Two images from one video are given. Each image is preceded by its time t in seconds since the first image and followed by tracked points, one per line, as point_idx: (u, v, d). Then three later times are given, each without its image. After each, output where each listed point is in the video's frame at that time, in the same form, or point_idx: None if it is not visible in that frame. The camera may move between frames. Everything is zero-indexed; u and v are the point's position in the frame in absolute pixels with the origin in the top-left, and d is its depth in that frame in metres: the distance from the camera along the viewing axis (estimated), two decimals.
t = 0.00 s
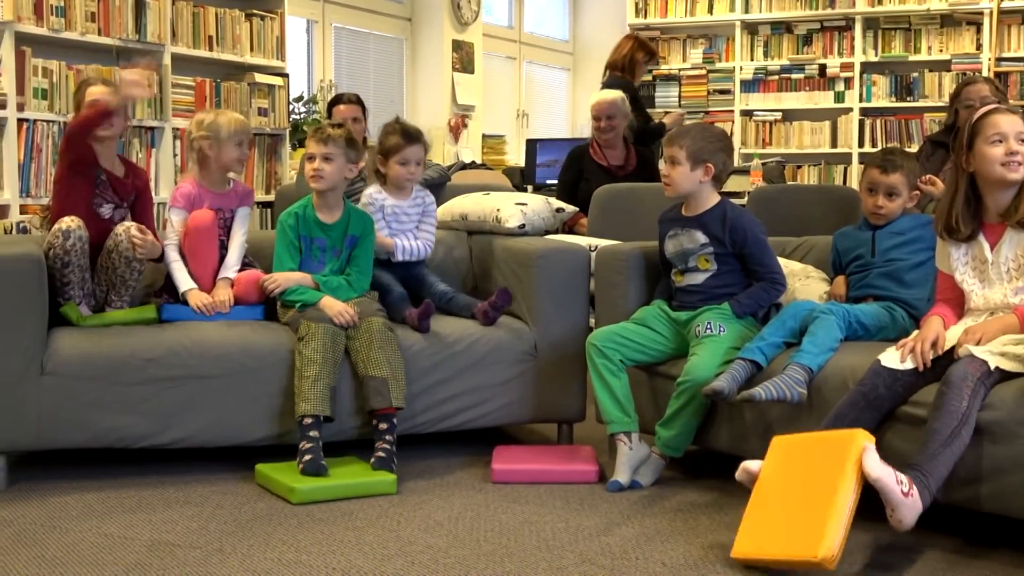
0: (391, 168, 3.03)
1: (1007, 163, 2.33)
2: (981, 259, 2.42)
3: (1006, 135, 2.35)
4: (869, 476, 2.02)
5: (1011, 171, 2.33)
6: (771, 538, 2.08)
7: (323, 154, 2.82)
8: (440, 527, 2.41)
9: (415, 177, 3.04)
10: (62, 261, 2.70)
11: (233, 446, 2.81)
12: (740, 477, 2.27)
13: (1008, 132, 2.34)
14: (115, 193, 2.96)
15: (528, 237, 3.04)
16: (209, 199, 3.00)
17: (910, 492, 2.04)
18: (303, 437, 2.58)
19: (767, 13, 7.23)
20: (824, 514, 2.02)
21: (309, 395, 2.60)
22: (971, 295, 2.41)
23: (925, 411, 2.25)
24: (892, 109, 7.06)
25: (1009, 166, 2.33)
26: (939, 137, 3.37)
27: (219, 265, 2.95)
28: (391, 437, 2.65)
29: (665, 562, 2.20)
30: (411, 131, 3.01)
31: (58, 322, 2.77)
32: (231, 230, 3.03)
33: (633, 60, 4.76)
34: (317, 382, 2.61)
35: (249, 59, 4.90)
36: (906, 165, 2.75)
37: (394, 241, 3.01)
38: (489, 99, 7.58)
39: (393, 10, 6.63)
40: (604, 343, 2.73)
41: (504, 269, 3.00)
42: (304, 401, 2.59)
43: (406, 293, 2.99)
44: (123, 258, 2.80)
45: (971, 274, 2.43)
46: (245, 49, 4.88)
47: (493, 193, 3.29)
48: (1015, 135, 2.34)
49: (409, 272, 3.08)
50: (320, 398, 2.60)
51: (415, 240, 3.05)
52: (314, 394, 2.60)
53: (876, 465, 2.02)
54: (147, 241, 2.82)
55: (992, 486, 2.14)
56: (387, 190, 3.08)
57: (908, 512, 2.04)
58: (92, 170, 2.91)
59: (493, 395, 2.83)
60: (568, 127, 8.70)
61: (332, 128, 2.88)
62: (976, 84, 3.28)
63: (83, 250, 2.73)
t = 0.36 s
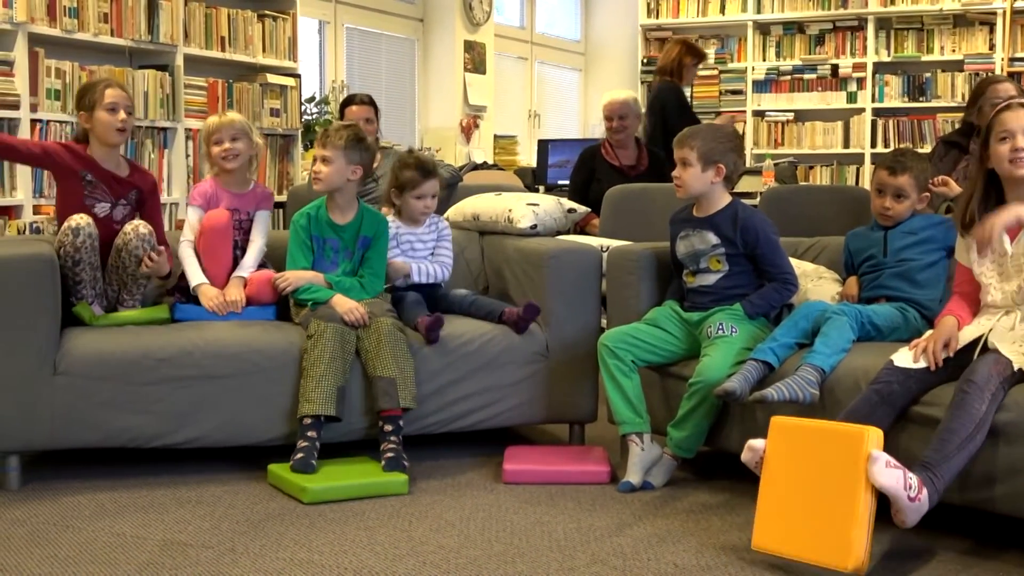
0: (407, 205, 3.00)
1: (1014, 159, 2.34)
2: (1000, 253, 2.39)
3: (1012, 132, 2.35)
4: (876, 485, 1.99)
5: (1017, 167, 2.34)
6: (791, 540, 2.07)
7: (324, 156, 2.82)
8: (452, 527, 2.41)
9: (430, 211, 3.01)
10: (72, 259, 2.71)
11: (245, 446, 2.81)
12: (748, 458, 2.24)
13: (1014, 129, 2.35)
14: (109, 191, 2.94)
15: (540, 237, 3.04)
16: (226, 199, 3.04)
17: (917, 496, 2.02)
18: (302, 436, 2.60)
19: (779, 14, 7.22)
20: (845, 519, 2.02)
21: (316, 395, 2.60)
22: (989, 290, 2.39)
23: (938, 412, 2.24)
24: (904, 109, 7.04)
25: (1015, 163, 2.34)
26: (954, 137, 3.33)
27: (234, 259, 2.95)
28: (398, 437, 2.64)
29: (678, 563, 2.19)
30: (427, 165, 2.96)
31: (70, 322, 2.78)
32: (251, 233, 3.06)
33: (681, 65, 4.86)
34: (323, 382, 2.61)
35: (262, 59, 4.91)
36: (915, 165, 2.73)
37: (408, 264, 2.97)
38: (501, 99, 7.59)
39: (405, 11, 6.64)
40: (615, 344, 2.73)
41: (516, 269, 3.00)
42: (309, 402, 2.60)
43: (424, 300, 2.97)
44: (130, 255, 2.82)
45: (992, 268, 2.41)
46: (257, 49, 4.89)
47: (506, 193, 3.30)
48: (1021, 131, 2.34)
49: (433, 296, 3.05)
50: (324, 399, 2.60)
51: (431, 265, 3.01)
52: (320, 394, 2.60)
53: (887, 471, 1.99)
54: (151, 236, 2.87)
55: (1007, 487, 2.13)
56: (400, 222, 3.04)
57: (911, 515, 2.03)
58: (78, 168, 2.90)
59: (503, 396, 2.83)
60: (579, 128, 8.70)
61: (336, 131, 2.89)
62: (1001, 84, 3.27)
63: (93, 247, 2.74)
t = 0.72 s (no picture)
0: (420, 207, 3.00)
1: None
2: (1018, 248, 2.36)
3: None
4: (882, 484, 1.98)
5: None
6: (795, 532, 2.08)
7: (340, 161, 2.83)
8: (466, 528, 2.41)
9: (444, 214, 3.01)
10: (88, 259, 2.72)
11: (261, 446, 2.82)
12: (754, 443, 2.24)
13: None
14: (99, 195, 2.95)
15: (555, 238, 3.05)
16: (245, 200, 3.05)
17: (923, 497, 2.00)
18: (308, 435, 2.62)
19: (795, 14, 7.21)
20: (849, 515, 2.01)
21: (327, 396, 2.61)
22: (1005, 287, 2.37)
23: (953, 413, 2.24)
24: (921, 110, 7.01)
25: None
26: (970, 137, 3.32)
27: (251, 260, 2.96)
28: (416, 437, 2.65)
29: (693, 563, 2.19)
30: (438, 167, 2.97)
31: (87, 322, 2.80)
32: (270, 234, 3.07)
33: (743, 63, 4.38)
34: (336, 383, 2.62)
35: (277, 60, 4.92)
36: (930, 166, 2.71)
37: (424, 275, 2.97)
38: (516, 100, 7.59)
39: (420, 12, 6.64)
40: (630, 345, 2.73)
41: (530, 270, 3.01)
42: (319, 401, 2.61)
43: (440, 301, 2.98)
44: (159, 243, 2.84)
45: (1007, 262, 2.38)
46: (272, 51, 4.90)
47: (520, 193, 3.30)
48: None
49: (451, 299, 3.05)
50: (339, 403, 2.61)
51: (447, 274, 3.02)
52: (331, 394, 2.61)
53: (891, 471, 1.97)
54: (178, 221, 2.87)
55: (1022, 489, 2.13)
56: (416, 229, 3.04)
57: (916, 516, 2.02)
58: (63, 179, 2.91)
59: (517, 396, 2.83)
60: (594, 129, 8.68)
61: (350, 134, 2.89)
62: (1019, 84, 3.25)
63: (107, 248, 2.75)
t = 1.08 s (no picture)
0: (435, 209, 3.01)
1: None
2: None
3: None
4: (898, 452, 1.98)
5: None
6: (811, 510, 2.04)
7: (358, 159, 2.84)
8: (482, 527, 2.41)
9: (458, 216, 3.02)
10: (104, 261, 2.72)
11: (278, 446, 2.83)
12: (775, 437, 2.21)
13: None
14: (127, 195, 2.96)
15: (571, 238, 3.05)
16: (260, 200, 3.06)
17: (938, 469, 2.01)
18: (321, 435, 2.59)
19: (812, 14, 7.19)
20: (868, 487, 1.99)
21: (340, 394, 2.61)
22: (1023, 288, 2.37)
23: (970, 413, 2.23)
24: (938, 110, 6.96)
25: None
26: (990, 134, 3.30)
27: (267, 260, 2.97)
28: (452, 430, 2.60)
29: (709, 564, 2.19)
30: (453, 169, 2.98)
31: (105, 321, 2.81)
32: (287, 234, 3.07)
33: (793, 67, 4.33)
34: (350, 382, 2.62)
35: (294, 61, 4.93)
36: (949, 166, 2.69)
37: (441, 277, 2.98)
38: (531, 100, 7.59)
39: (437, 12, 6.65)
40: (646, 345, 2.72)
41: (547, 269, 3.01)
42: (332, 399, 2.61)
43: (456, 301, 2.98)
44: (181, 243, 2.85)
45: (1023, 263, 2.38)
46: (290, 51, 4.91)
47: (536, 193, 3.31)
48: None
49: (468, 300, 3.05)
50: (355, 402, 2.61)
51: (463, 276, 3.02)
52: (343, 393, 2.61)
53: (908, 440, 1.98)
54: (199, 222, 2.88)
55: None
56: (431, 230, 3.05)
57: (930, 488, 2.02)
58: (95, 176, 2.92)
59: (534, 396, 2.84)
60: (611, 129, 8.68)
61: (368, 133, 2.90)
62: None
63: (123, 249, 2.74)
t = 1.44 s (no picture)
0: (450, 209, 3.01)
1: None
2: None
3: None
4: (907, 483, 1.96)
5: None
6: (822, 529, 2.07)
7: (377, 160, 2.84)
8: (498, 527, 2.41)
9: (474, 216, 3.02)
10: (118, 263, 2.72)
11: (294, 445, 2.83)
12: (786, 440, 2.21)
13: None
14: (189, 194, 2.99)
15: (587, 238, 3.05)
16: (272, 200, 3.06)
17: (948, 494, 1.99)
18: (349, 437, 2.60)
19: (829, 13, 7.17)
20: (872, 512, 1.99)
21: (361, 395, 2.61)
22: None
23: (986, 414, 2.22)
24: (956, 110, 6.91)
25: None
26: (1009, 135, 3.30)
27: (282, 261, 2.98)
28: (468, 433, 2.62)
29: (727, 565, 2.18)
30: (469, 169, 2.98)
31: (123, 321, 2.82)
32: (302, 234, 3.08)
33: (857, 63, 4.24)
34: (369, 381, 2.63)
35: (311, 61, 4.94)
36: (968, 166, 2.69)
37: (457, 278, 2.97)
38: (548, 101, 7.59)
39: (454, 12, 6.66)
40: (662, 345, 2.72)
41: (563, 269, 3.01)
42: (355, 401, 2.61)
43: (472, 300, 2.98)
44: (212, 249, 2.86)
45: None
46: (307, 52, 4.92)
47: (552, 194, 3.31)
48: None
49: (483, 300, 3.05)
50: (371, 400, 2.61)
51: (478, 276, 3.02)
52: (365, 394, 2.61)
53: (916, 471, 1.95)
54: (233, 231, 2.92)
55: None
56: (447, 231, 3.05)
57: (942, 512, 2.01)
58: (159, 177, 2.95)
59: (550, 396, 2.84)
60: (628, 129, 8.66)
61: (387, 133, 2.90)
62: None
63: (138, 252, 2.74)
